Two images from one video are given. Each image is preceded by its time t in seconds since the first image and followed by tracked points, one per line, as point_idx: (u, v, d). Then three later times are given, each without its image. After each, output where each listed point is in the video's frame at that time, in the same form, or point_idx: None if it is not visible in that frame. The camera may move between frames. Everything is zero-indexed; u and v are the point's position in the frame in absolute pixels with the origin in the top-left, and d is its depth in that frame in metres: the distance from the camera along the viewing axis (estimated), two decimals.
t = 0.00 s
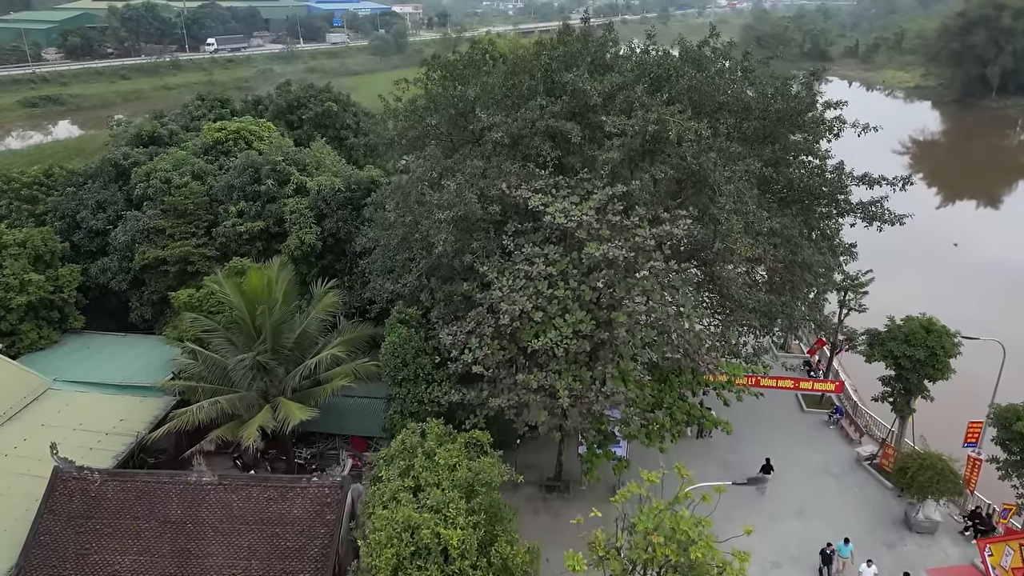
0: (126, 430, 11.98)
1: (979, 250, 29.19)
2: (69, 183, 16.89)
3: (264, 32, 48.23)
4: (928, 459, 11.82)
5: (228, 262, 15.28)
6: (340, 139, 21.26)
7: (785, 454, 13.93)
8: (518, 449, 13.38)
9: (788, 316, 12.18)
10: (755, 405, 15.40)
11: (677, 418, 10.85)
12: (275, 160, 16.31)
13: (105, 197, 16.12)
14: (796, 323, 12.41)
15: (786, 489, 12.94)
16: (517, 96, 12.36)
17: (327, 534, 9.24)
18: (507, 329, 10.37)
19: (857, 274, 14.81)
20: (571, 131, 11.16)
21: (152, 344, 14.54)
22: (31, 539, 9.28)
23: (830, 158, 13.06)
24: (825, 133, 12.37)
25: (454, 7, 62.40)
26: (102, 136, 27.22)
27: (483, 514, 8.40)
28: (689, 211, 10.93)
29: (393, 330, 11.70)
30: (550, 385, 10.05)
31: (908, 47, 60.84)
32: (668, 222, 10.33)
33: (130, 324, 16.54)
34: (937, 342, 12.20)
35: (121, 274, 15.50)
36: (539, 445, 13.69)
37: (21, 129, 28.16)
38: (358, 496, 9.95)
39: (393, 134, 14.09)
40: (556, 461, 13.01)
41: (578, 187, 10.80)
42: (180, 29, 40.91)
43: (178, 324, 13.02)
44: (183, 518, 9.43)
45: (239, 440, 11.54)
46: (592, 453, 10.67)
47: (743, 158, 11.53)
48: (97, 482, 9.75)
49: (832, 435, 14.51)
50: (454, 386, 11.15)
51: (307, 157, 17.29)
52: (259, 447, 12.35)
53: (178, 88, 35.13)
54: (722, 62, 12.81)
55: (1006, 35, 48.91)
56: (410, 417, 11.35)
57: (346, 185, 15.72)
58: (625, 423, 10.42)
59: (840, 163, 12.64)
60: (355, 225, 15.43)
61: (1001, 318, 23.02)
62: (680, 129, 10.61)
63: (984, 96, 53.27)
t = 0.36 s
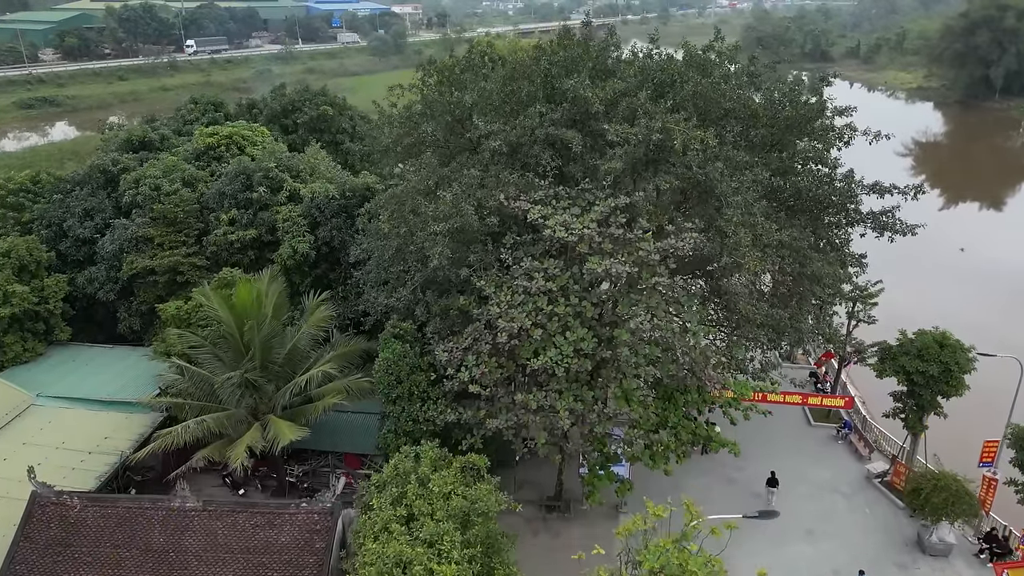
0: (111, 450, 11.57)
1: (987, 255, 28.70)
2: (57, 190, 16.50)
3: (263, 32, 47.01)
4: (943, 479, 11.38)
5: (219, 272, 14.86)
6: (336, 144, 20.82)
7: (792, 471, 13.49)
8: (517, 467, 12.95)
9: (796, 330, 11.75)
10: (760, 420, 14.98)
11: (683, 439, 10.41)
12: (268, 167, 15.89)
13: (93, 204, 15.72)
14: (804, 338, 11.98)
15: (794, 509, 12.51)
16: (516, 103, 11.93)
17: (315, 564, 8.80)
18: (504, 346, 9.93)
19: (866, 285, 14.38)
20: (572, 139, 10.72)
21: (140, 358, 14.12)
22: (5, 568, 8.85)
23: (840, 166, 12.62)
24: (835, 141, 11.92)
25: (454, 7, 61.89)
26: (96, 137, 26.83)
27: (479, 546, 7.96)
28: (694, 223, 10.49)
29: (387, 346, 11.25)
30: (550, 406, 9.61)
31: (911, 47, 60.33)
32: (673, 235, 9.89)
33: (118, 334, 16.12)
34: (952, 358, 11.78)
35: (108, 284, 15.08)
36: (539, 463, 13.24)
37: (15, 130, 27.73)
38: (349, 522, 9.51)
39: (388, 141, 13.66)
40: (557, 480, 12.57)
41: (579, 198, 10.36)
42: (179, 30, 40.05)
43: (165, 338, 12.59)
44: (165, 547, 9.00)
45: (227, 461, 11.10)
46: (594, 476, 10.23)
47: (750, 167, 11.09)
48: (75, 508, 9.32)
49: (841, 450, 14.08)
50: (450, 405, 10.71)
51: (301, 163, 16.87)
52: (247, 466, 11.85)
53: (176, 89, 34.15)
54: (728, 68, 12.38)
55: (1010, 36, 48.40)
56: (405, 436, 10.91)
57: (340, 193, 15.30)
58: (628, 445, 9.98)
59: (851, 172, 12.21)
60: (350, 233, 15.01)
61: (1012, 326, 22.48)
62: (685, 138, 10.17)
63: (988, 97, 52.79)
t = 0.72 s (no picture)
0: (95, 468, 11.19)
1: (993, 260, 28.26)
2: (43, 198, 16.09)
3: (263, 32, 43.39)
4: (957, 501, 10.99)
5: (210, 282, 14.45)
6: (332, 148, 20.40)
7: (800, 488, 13.08)
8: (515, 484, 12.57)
9: (804, 345, 11.35)
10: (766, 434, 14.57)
11: (688, 460, 10.00)
12: (260, 174, 15.47)
13: (80, 212, 15.31)
14: (813, 353, 11.56)
15: (802, 529, 12.10)
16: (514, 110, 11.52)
17: None
18: (502, 365, 9.52)
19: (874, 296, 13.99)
20: (573, 149, 10.30)
21: (128, 371, 13.72)
22: None
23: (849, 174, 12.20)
24: (845, 149, 11.50)
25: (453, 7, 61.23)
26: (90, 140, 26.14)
27: None
28: (700, 236, 10.09)
29: (381, 362, 10.85)
30: (550, 428, 9.19)
31: (913, 48, 59.85)
32: (679, 250, 9.49)
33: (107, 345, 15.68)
34: (966, 374, 11.40)
35: (96, 294, 14.67)
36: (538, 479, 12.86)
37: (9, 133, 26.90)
38: (340, 550, 9.09)
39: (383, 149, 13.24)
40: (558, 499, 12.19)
41: (580, 210, 9.96)
42: (180, 31, 36.10)
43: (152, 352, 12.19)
44: None
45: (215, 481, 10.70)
46: (596, 499, 9.81)
47: (759, 178, 10.68)
48: (53, 534, 8.91)
49: (849, 466, 13.68)
50: (446, 424, 10.29)
51: (294, 169, 16.46)
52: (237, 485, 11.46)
53: (175, 91, 31.58)
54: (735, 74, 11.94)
55: (1013, 37, 47.95)
56: (399, 456, 10.52)
57: (335, 200, 14.91)
58: (630, 467, 9.58)
59: (861, 181, 11.80)
60: (344, 242, 14.62)
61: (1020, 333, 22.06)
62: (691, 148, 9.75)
63: (990, 98, 52.41)
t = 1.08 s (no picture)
0: (77, 490, 10.76)
1: (1000, 266, 27.69)
2: (29, 206, 15.69)
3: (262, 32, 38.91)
4: (974, 524, 10.56)
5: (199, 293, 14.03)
6: (327, 153, 19.97)
7: (808, 507, 12.65)
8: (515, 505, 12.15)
9: (814, 362, 10.91)
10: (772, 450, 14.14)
11: (694, 484, 9.56)
12: (251, 181, 15.04)
13: (66, 221, 14.91)
14: (823, 369, 11.12)
15: (812, 551, 11.65)
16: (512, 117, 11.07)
17: None
18: (500, 386, 9.09)
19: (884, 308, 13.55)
20: (574, 158, 9.84)
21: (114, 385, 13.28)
22: None
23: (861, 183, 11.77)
24: (857, 158, 11.05)
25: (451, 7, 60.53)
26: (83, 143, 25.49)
27: None
28: (707, 249, 9.65)
29: (373, 380, 10.42)
30: (550, 452, 8.72)
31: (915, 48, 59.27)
32: (684, 265, 9.05)
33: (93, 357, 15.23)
34: (982, 392, 10.96)
35: (82, 305, 14.26)
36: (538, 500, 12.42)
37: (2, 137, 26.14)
38: None
39: (376, 157, 12.79)
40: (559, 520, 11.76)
41: (581, 223, 9.53)
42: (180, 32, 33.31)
43: (137, 368, 11.75)
44: None
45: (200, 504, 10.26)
46: (598, 525, 9.37)
47: (767, 188, 10.23)
48: (27, 566, 8.49)
49: (858, 484, 13.25)
50: (441, 447, 9.84)
51: (287, 176, 16.02)
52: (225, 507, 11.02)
53: (173, 91, 29.78)
54: (741, 81, 11.51)
55: (1017, 37, 47.42)
56: (392, 478, 10.08)
57: (328, 209, 14.50)
58: (634, 492, 9.14)
59: (872, 190, 11.37)
60: (337, 251, 14.22)
61: None
62: (697, 158, 9.31)
63: (994, 100, 51.97)
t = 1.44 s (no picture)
0: (57, 511, 10.35)
1: (1007, 271, 27.09)
2: (14, 213, 15.26)
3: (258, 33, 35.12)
4: (990, 547, 10.15)
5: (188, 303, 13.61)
6: (322, 157, 19.54)
7: (818, 525, 12.21)
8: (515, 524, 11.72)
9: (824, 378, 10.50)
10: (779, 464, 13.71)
11: (699, 508, 9.15)
12: (243, 187, 14.62)
13: (51, 228, 14.50)
14: (833, 385, 10.71)
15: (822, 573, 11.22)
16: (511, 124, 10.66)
17: None
18: (497, 406, 8.68)
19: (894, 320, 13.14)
20: (575, 168, 9.42)
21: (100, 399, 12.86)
22: None
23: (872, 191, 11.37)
24: (869, 167, 10.62)
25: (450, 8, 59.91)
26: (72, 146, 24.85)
27: None
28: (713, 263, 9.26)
29: (365, 398, 9.99)
30: (550, 477, 8.31)
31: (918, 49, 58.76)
32: (690, 280, 8.64)
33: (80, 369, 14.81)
34: (999, 409, 10.55)
35: (68, 315, 13.86)
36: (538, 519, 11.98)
37: None
38: None
39: (369, 164, 12.36)
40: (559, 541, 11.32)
41: (581, 235, 9.13)
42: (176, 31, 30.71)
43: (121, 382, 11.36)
44: None
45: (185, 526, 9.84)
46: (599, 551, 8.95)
47: (776, 198, 9.81)
48: None
49: (868, 501, 12.83)
50: (435, 468, 9.43)
51: (280, 182, 15.61)
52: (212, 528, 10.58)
53: (171, 91, 28.48)
54: (748, 86, 11.09)
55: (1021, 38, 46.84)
56: (385, 501, 9.61)
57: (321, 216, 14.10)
58: (637, 518, 8.72)
59: (883, 199, 10.98)
60: (330, 260, 13.83)
61: None
62: (704, 168, 8.90)
63: (997, 101, 51.48)
